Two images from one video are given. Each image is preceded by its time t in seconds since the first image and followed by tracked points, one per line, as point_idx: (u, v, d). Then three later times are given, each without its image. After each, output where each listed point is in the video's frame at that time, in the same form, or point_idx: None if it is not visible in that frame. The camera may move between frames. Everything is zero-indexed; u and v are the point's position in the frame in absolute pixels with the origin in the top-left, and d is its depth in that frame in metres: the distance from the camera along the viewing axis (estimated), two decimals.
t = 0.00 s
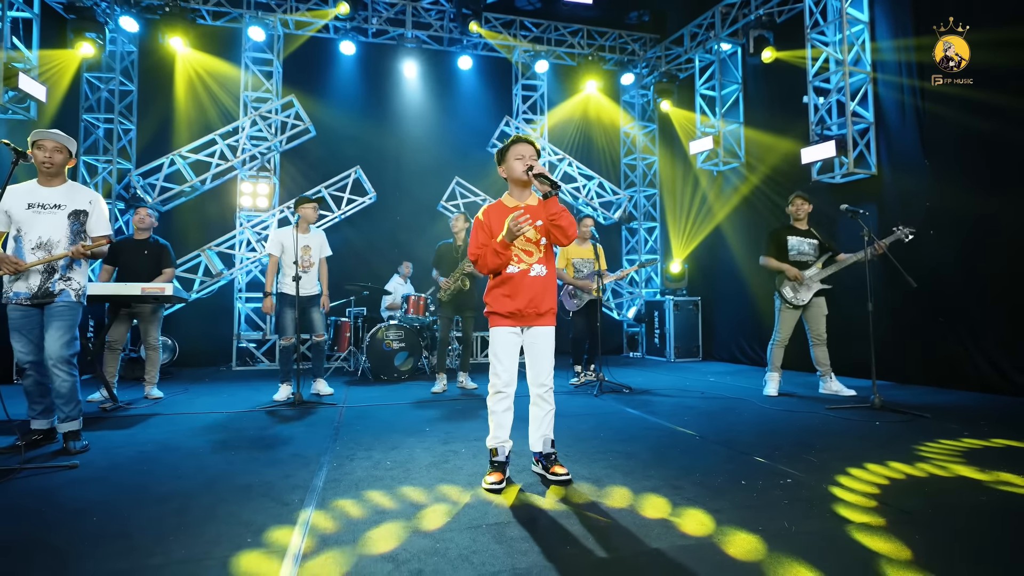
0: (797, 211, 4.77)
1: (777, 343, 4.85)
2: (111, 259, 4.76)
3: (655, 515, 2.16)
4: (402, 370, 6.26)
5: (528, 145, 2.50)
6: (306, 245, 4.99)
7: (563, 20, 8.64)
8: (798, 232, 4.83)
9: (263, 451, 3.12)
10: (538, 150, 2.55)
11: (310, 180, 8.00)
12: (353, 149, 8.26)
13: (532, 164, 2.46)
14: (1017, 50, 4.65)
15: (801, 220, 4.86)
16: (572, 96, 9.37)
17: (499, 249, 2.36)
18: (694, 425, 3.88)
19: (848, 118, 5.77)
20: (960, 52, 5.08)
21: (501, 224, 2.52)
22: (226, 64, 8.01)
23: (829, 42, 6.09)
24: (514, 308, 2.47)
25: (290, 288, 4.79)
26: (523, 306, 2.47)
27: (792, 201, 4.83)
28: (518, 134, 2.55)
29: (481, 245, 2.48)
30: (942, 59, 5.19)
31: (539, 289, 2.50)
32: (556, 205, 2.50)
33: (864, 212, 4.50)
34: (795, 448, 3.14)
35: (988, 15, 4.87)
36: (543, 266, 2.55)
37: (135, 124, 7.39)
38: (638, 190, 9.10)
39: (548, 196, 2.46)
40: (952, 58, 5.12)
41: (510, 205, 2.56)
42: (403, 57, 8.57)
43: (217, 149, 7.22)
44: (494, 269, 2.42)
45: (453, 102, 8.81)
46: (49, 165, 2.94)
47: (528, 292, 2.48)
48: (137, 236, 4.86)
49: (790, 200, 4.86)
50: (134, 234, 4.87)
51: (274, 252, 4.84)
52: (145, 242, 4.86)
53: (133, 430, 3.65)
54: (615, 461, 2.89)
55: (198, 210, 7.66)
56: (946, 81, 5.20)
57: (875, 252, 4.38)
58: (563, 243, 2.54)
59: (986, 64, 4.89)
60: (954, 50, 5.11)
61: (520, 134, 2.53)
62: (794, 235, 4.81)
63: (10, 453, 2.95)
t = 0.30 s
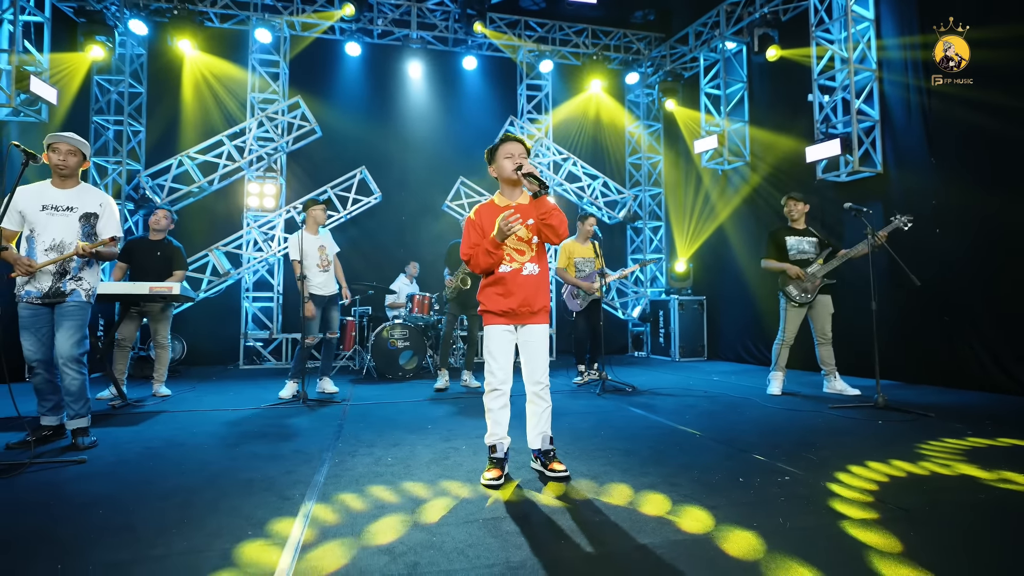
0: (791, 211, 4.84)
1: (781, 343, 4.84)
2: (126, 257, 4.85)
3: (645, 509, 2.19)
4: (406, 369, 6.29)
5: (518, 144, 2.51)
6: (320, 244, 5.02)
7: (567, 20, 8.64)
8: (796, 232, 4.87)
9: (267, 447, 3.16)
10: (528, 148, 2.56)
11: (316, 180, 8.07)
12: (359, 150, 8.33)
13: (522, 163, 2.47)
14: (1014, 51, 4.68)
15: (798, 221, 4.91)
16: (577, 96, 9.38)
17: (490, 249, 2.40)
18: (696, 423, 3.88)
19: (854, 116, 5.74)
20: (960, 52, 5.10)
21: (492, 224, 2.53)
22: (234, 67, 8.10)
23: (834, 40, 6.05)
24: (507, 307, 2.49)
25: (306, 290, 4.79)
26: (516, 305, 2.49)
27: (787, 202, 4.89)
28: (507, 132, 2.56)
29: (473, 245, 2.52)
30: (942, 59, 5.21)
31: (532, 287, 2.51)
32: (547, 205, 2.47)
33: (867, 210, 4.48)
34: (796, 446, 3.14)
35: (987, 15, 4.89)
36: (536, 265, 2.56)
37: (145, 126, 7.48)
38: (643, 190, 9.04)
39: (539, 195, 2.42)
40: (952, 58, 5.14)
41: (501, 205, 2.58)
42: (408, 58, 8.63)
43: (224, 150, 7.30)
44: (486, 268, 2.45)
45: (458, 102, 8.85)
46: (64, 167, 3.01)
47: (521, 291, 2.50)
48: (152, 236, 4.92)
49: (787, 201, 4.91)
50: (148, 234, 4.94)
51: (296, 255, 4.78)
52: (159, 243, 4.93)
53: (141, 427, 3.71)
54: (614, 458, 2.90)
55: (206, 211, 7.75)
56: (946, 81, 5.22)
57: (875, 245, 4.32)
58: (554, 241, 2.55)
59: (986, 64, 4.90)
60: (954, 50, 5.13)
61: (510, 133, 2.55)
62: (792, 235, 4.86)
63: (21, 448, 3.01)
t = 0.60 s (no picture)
0: (799, 212, 4.81)
1: (785, 342, 4.82)
2: (134, 257, 4.92)
3: (641, 505, 2.21)
4: (412, 367, 6.33)
5: (508, 143, 2.54)
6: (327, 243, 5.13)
7: (572, 20, 8.67)
8: (799, 232, 4.85)
9: (272, 443, 3.22)
10: (518, 147, 2.59)
11: (323, 181, 8.15)
12: (365, 150, 8.40)
13: (512, 161, 2.49)
14: (1016, 52, 4.68)
15: (804, 221, 4.88)
16: (582, 95, 9.40)
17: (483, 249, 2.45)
18: (698, 422, 3.89)
19: (859, 114, 5.71)
20: (960, 52, 5.10)
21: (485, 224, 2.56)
22: (242, 69, 8.18)
23: (839, 38, 6.03)
24: (502, 305, 2.51)
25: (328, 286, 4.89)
26: (511, 302, 2.52)
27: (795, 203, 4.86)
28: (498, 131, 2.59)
29: (466, 245, 2.56)
30: (942, 59, 5.21)
31: (526, 285, 2.55)
32: (539, 202, 2.55)
33: (871, 208, 4.45)
34: (796, 444, 3.15)
35: (989, 15, 4.90)
36: (529, 263, 2.59)
37: (154, 128, 7.60)
38: (648, 188, 9.03)
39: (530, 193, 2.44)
40: (952, 58, 5.14)
41: (494, 204, 2.60)
42: (413, 59, 8.69)
43: (232, 151, 7.38)
44: (479, 268, 2.50)
45: (463, 102, 8.89)
46: (70, 170, 3.09)
47: (516, 289, 2.53)
48: (161, 236, 4.99)
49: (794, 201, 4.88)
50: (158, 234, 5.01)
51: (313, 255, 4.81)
52: (168, 243, 5.00)
53: (149, 423, 3.78)
54: (613, 455, 2.92)
55: (214, 211, 7.85)
56: (946, 81, 5.22)
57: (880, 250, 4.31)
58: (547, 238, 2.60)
59: (990, 64, 4.89)
60: (954, 50, 5.13)
61: (500, 131, 2.57)
62: (796, 234, 4.84)
63: (32, 443, 3.08)
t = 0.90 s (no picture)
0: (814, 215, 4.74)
1: (791, 341, 4.80)
2: (139, 257, 4.99)
3: (641, 502, 2.23)
4: (418, 366, 6.38)
5: (504, 143, 2.56)
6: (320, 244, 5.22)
7: (579, 20, 8.68)
8: (808, 229, 4.82)
9: (279, 439, 3.27)
10: (514, 146, 2.61)
11: (332, 182, 8.22)
12: (373, 151, 8.46)
13: (507, 160, 2.50)
14: (1018, 50, 4.69)
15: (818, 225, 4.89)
16: (589, 95, 9.41)
17: (478, 249, 2.50)
18: (702, 421, 3.89)
19: (867, 112, 5.66)
20: (960, 52, 5.13)
21: (480, 223, 2.59)
22: (251, 71, 8.28)
23: (847, 35, 5.99)
24: (500, 303, 2.54)
25: (327, 285, 5.02)
26: (509, 301, 2.54)
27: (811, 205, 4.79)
28: (495, 131, 2.61)
29: (459, 244, 2.61)
30: (942, 59, 5.23)
31: (524, 283, 2.56)
32: (535, 198, 2.55)
33: (878, 207, 4.42)
34: (799, 443, 3.14)
35: (988, 16, 4.95)
36: (527, 260, 2.61)
37: (166, 130, 7.71)
38: (656, 188, 8.99)
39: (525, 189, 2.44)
40: (952, 58, 5.17)
41: (490, 203, 2.63)
42: (420, 59, 8.74)
43: (242, 152, 7.46)
44: (475, 267, 2.56)
45: (470, 103, 8.92)
46: (71, 173, 3.14)
47: (513, 287, 2.55)
48: (165, 236, 5.07)
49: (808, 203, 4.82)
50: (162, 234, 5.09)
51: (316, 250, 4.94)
52: (172, 242, 5.08)
53: (159, 420, 3.84)
54: (615, 453, 2.94)
55: (224, 212, 7.96)
56: (946, 81, 5.25)
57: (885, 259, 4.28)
58: (543, 234, 2.63)
59: (993, 63, 4.90)
60: (954, 50, 5.16)
61: (495, 131, 2.59)
62: (806, 232, 4.80)
63: (46, 438, 3.16)
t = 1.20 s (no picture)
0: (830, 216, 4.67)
1: (796, 340, 4.79)
2: (145, 258, 5.06)
3: (642, 500, 2.24)
4: (426, 365, 6.42)
5: (501, 143, 2.58)
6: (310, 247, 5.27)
7: (586, 19, 8.69)
8: (822, 228, 4.76)
9: (286, 437, 3.31)
10: (511, 146, 2.63)
11: (340, 182, 8.30)
12: (381, 151, 8.52)
13: (503, 158, 2.51)
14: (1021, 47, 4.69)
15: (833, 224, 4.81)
16: (596, 94, 9.41)
17: (474, 252, 2.52)
18: (708, 420, 3.89)
19: (876, 110, 5.61)
20: (960, 52, 5.14)
21: (477, 223, 2.63)
22: (261, 73, 8.38)
23: (856, 32, 5.94)
24: (499, 302, 2.56)
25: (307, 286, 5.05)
26: (508, 299, 2.55)
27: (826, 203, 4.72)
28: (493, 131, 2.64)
29: (455, 244, 2.64)
30: (942, 59, 5.25)
31: (523, 282, 2.57)
32: (533, 195, 2.58)
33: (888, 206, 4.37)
34: (804, 442, 3.13)
35: (988, 15, 4.97)
36: (526, 259, 2.62)
37: (177, 131, 7.82)
38: (663, 187, 8.95)
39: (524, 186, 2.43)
40: (952, 58, 5.19)
41: (488, 203, 2.66)
42: (428, 60, 8.79)
43: (252, 153, 7.52)
44: (470, 267, 2.58)
45: (477, 103, 8.95)
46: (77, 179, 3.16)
47: (512, 286, 2.56)
48: (169, 236, 5.14)
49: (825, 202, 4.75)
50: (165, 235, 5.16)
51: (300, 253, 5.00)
52: (176, 241, 5.15)
53: (168, 417, 3.91)
54: (618, 451, 2.95)
55: (234, 212, 8.06)
56: (946, 81, 5.27)
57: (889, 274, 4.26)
58: (542, 231, 2.65)
59: (998, 61, 4.88)
60: (954, 50, 5.17)
61: (493, 131, 2.62)
62: (819, 230, 4.76)
63: (59, 434, 3.23)
